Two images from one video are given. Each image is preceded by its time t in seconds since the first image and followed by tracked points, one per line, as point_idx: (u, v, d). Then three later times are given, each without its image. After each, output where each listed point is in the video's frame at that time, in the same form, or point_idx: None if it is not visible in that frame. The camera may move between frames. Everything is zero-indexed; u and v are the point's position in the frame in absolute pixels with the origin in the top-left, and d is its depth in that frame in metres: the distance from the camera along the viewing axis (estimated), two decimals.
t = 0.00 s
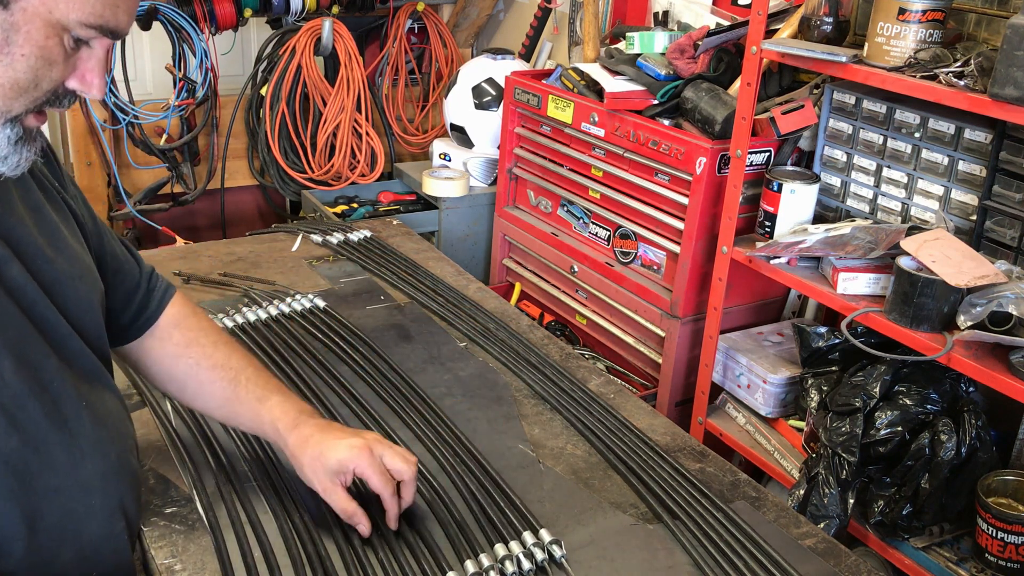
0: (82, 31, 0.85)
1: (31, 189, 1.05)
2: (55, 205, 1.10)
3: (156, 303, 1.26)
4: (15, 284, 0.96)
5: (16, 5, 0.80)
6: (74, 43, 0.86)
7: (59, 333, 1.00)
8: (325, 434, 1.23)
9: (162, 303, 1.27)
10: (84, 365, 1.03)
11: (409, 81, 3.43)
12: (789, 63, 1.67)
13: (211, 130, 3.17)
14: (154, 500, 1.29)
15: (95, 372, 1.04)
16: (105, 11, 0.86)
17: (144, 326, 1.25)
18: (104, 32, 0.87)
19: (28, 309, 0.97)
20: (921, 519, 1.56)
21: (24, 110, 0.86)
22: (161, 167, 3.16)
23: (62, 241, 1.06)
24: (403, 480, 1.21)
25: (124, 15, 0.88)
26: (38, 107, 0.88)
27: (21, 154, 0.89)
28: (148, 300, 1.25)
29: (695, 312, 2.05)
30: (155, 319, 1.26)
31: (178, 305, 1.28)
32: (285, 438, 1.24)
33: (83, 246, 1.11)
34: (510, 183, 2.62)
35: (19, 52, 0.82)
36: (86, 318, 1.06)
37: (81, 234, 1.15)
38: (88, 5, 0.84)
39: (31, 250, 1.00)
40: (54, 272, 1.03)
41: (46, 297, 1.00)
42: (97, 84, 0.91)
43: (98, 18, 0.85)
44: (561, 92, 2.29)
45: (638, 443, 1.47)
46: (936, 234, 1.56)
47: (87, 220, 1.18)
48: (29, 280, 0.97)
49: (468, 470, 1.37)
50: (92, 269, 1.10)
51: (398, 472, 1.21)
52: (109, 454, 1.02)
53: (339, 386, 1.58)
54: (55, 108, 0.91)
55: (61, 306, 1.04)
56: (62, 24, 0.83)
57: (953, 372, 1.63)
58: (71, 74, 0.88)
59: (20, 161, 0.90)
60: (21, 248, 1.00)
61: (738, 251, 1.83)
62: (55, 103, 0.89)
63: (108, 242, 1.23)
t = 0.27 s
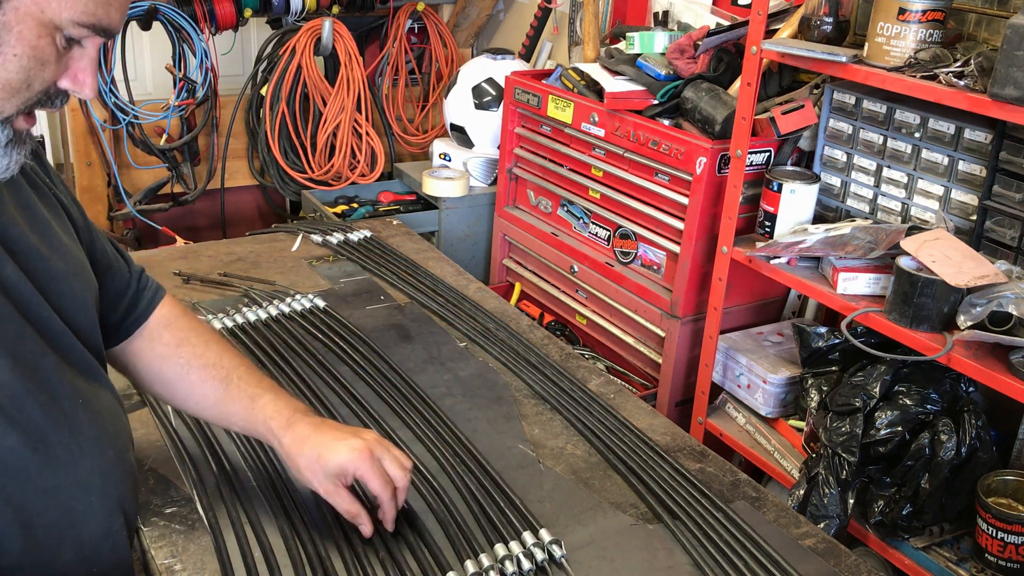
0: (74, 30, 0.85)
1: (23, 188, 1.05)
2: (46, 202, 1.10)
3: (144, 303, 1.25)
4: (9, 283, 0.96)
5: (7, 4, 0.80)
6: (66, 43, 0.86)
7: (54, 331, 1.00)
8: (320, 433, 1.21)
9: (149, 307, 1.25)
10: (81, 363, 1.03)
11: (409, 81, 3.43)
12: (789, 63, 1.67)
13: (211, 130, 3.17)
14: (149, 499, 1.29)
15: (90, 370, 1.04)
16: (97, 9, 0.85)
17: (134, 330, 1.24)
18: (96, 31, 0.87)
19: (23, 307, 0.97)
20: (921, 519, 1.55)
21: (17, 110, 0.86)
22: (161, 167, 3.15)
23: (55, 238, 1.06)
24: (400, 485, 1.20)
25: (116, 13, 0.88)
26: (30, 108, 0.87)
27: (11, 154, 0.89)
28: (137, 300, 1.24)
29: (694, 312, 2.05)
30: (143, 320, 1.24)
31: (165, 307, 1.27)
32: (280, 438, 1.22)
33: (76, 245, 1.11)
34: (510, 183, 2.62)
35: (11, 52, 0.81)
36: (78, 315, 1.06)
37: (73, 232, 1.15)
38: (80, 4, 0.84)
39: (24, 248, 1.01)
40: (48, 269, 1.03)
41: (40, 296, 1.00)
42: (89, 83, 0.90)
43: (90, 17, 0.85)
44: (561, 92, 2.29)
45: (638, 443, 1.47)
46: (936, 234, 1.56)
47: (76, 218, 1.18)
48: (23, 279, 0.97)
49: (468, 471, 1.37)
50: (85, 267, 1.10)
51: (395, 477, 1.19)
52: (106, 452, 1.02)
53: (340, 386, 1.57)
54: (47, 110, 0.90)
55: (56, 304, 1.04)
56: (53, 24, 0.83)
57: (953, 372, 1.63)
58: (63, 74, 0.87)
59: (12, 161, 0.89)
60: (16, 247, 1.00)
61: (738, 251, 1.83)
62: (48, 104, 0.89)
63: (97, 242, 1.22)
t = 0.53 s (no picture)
0: (69, 35, 0.84)
1: (17, 188, 1.04)
2: (39, 202, 1.10)
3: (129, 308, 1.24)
4: (5, 283, 0.96)
5: None
6: (60, 47, 0.85)
7: (50, 330, 1.00)
8: (293, 443, 1.20)
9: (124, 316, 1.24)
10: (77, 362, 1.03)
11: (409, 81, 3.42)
12: (789, 63, 1.67)
13: (211, 129, 3.16)
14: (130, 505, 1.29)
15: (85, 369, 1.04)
16: (92, 15, 0.84)
17: (114, 335, 1.23)
18: (91, 36, 0.85)
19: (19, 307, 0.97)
20: (921, 519, 1.56)
21: (10, 115, 0.85)
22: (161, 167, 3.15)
23: (47, 236, 1.06)
24: (370, 494, 1.19)
25: (112, 18, 0.87)
26: (26, 113, 0.87)
27: (10, 158, 0.89)
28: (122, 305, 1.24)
29: (694, 312, 2.05)
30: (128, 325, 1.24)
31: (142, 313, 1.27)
32: (251, 447, 1.20)
33: (70, 244, 1.11)
34: (510, 183, 2.62)
35: (5, 57, 0.80)
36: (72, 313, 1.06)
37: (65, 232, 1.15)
38: (74, 9, 0.82)
39: (19, 247, 1.00)
40: (43, 266, 1.03)
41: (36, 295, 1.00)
42: (84, 88, 0.89)
43: (85, 22, 0.84)
44: (561, 92, 2.29)
45: (638, 443, 1.47)
46: (936, 234, 1.56)
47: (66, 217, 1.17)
48: (18, 279, 0.97)
49: (468, 471, 1.37)
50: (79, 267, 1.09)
51: (367, 485, 1.19)
52: (105, 452, 1.02)
53: (340, 386, 1.57)
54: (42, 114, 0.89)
55: (51, 303, 1.04)
56: (48, 29, 0.82)
57: (953, 372, 1.63)
58: (57, 79, 0.86)
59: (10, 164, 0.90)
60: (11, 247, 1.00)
61: (738, 251, 1.83)
62: (43, 108, 0.88)
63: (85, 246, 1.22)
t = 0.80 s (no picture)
0: (64, 35, 0.83)
1: (12, 188, 1.04)
2: (34, 202, 1.10)
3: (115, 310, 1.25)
4: (1, 282, 0.96)
5: None
6: (54, 48, 0.84)
7: (47, 329, 1.00)
8: (276, 437, 1.18)
9: (101, 318, 1.24)
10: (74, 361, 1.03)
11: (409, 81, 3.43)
12: (789, 63, 1.67)
13: (211, 130, 3.16)
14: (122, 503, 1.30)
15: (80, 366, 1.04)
16: (87, 15, 0.84)
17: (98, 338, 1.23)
18: (86, 37, 0.85)
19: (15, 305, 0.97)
20: (921, 519, 1.55)
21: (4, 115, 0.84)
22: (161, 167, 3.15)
23: (42, 235, 1.06)
24: (357, 484, 1.17)
25: (107, 19, 0.87)
26: (19, 114, 0.86)
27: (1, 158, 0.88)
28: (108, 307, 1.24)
29: (695, 312, 2.05)
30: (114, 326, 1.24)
31: (124, 315, 1.27)
32: (235, 444, 1.19)
33: (64, 244, 1.11)
34: (510, 183, 2.62)
35: None
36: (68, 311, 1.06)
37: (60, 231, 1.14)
38: (69, 9, 0.82)
39: (15, 246, 1.00)
40: (38, 264, 1.03)
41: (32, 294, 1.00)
42: (78, 88, 0.89)
43: (79, 22, 0.83)
44: (561, 92, 2.29)
45: (638, 443, 1.47)
46: (936, 234, 1.56)
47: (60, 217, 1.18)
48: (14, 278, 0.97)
49: (468, 471, 1.37)
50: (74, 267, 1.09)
51: (353, 475, 1.16)
52: (104, 450, 1.02)
53: (340, 386, 1.57)
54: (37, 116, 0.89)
55: (47, 301, 1.04)
56: (42, 29, 0.82)
57: (953, 372, 1.63)
58: (52, 80, 0.86)
59: (3, 163, 0.90)
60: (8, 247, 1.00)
61: (738, 251, 1.83)
62: (37, 110, 0.88)
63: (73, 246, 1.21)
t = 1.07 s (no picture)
0: (61, 37, 0.83)
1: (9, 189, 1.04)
2: (31, 203, 1.10)
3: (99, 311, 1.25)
4: None
5: None
6: (51, 50, 0.84)
7: (45, 329, 1.00)
8: (263, 445, 1.19)
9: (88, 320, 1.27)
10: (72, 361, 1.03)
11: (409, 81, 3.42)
12: (789, 63, 1.67)
13: (211, 129, 3.16)
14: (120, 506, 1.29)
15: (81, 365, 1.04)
16: (84, 17, 0.84)
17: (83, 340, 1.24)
18: (84, 39, 0.85)
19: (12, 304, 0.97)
20: (921, 519, 1.56)
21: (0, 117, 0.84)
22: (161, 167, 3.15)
23: (39, 235, 1.06)
24: (341, 494, 1.16)
25: (104, 21, 0.87)
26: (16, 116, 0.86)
27: None
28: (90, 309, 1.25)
29: (695, 312, 2.05)
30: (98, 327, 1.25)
31: (111, 319, 1.30)
32: (219, 450, 1.20)
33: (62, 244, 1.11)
34: (510, 183, 2.62)
35: None
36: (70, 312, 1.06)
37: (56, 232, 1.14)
38: (67, 11, 0.82)
39: (12, 246, 1.00)
40: (36, 264, 1.03)
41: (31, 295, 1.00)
42: (74, 91, 0.89)
43: (76, 24, 0.83)
44: (561, 92, 2.29)
45: (637, 443, 1.47)
46: (936, 234, 1.56)
47: (57, 218, 1.18)
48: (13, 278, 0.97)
49: (468, 471, 1.37)
50: (71, 267, 1.09)
51: (337, 486, 1.16)
52: (103, 449, 1.02)
53: (340, 387, 1.57)
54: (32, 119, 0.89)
55: (45, 300, 1.04)
56: (39, 31, 0.82)
57: (953, 372, 1.63)
58: (48, 82, 0.86)
59: None
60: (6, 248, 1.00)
61: (738, 251, 1.83)
62: (34, 113, 0.88)
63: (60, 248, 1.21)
